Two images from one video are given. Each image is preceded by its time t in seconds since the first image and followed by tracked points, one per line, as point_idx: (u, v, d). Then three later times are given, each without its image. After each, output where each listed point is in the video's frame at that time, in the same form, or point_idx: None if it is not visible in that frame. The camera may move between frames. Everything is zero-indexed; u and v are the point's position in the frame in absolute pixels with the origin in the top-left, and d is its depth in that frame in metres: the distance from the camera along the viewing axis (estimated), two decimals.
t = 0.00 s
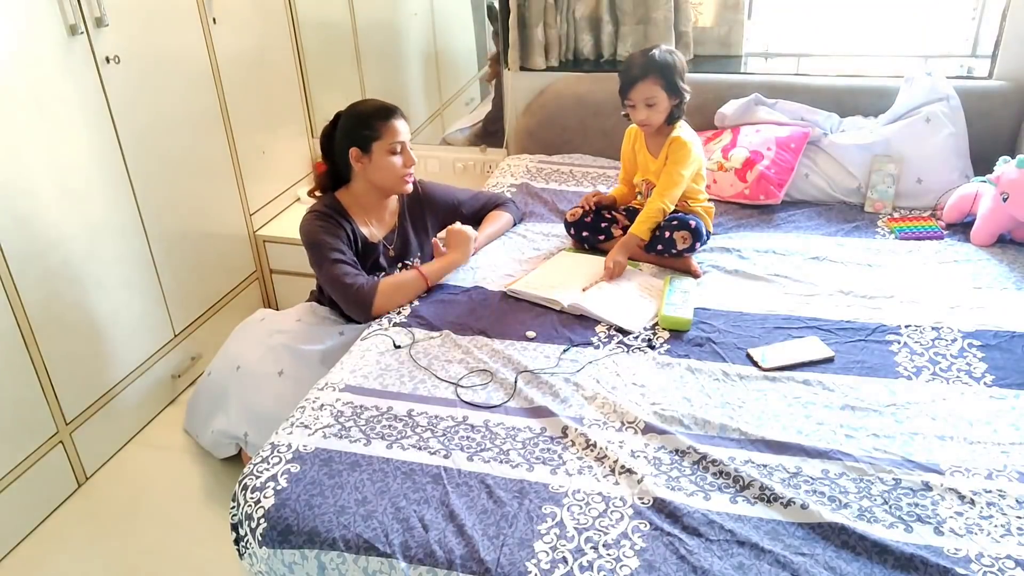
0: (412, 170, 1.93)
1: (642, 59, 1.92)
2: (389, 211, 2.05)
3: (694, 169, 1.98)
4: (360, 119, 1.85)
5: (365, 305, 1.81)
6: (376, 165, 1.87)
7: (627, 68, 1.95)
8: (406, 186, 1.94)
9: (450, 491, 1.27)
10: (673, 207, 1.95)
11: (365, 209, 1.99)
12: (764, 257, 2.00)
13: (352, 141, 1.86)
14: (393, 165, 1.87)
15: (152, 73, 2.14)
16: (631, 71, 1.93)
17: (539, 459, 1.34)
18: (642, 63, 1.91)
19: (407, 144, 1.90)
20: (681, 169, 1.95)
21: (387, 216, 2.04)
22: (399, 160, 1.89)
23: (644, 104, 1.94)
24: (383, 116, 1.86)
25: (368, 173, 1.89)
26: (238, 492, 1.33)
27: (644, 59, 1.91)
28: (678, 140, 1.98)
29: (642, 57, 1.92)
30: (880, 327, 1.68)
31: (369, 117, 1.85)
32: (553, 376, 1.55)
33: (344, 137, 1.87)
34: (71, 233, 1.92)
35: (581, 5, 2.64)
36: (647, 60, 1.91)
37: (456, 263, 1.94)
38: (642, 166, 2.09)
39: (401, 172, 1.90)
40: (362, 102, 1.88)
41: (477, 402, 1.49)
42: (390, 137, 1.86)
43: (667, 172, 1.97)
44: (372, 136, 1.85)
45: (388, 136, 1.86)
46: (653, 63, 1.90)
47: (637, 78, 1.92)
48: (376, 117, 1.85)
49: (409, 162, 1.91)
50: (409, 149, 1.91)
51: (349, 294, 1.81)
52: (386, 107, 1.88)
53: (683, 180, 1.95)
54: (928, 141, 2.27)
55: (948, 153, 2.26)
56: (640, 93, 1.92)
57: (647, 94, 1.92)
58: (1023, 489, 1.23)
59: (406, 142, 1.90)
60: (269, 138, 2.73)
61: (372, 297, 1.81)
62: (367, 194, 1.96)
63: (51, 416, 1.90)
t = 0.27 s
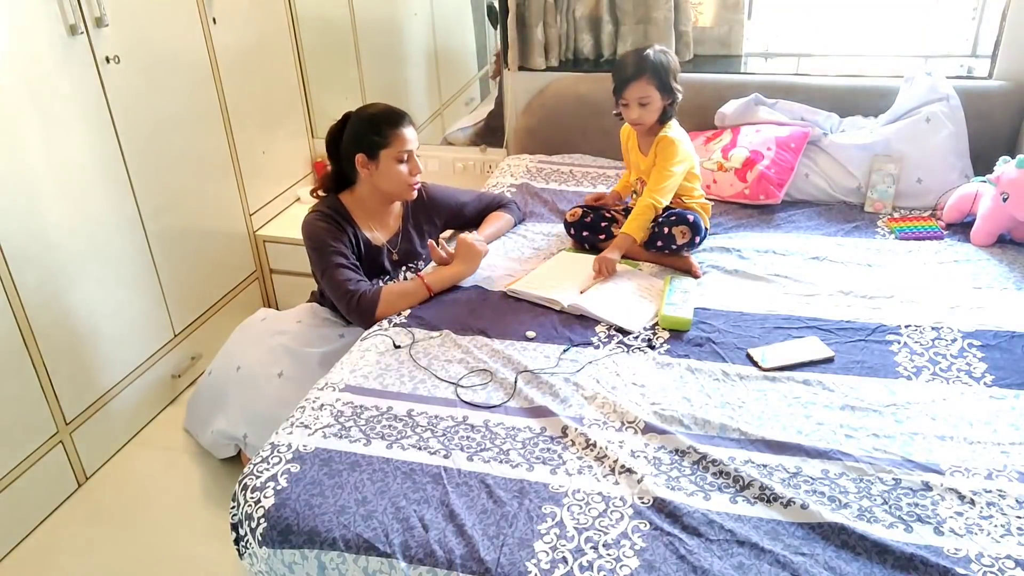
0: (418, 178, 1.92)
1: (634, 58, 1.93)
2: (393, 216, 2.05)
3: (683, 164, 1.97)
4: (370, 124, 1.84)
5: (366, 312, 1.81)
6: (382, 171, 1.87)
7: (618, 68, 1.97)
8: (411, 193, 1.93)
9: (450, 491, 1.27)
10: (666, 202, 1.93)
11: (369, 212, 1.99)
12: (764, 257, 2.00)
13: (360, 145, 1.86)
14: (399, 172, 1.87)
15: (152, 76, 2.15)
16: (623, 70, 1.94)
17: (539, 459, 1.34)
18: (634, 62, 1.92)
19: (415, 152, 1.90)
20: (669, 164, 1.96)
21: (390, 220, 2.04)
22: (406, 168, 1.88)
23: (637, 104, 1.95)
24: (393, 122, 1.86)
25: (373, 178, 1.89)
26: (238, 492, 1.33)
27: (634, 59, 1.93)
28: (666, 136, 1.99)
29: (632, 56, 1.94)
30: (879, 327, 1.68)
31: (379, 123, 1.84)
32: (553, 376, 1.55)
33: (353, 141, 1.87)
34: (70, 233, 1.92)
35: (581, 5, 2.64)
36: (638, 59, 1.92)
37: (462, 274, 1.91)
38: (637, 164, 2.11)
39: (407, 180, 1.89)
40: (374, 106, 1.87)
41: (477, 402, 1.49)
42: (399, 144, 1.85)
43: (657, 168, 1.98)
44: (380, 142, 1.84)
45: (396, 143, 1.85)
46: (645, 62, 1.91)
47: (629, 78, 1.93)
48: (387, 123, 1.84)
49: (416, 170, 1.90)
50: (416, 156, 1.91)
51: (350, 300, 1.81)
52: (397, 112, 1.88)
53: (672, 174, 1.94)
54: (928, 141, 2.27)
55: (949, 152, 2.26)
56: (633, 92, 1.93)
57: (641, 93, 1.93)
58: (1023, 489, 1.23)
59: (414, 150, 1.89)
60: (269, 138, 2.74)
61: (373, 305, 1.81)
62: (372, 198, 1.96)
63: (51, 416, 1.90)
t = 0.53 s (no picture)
0: (418, 179, 1.92)
1: (629, 56, 1.96)
2: (393, 215, 2.04)
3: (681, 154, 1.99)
4: (371, 123, 1.84)
5: (363, 311, 1.82)
6: (382, 170, 1.87)
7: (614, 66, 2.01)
8: (411, 194, 1.93)
9: (451, 491, 1.27)
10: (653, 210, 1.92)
11: (369, 211, 1.99)
12: (764, 257, 2.00)
13: (361, 144, 1.86)
14: (398, 173, 1.87)
15: (151, 76, 2.15)
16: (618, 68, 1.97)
17: (539, 459, 1.34)
18: (629, 60, 1.95)
19: (415, 153, 1.90)
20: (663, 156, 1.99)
21: (390, 220, 2.04)
22: (406, 168, 1.88)
23: (632, 101, 1.99)
24: (395, 122, 1.85)
25: (374, 177, 1.89)
26: (238, 492, 1.33)
27: (629, 56, 1.96)
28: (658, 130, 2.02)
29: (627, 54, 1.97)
30: (879, 327, 1.68)
31: (381, 122, 1.84)
32: (553, 376, 1.55)
33: (354, 140, 1.87)
34: (70, 233, 1.92)
35: (581, 5, 2.65)
36: (633, 57, 1.95)
37: (461, 276, 1.90)
38: (631, 161, 2.14)
39: (407, 181, 1.89)
40: (376, 106, 1.87)
41: (477, 402, 1.49)
42: (399, 144, 1.85)
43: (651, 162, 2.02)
44: (381, 141, 1.84)
45: (397, 143, 1.85)
46: (641, 60, 1.94)
47: (624, 76, 1.97)
48: (388, 123, 1.84)
49: (416, 171, 1.90)
50: (417, 157, 1.90)
51: (348, 299, 1.82)
52: (399, 112, 1.88)
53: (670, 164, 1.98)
54: (928, 141, 2.27)
55: (949, 152, 2.26)
56: (629, 90, 1.97)
57: (635, 91, 1.97)
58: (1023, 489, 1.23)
59: (415, 151, 1.89)
60: (269, 138, 2.74)
61: (371, 305, 1.81)
62: (372, 197, 1.96)
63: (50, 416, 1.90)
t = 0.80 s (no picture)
0: (417, 177, 1.92)
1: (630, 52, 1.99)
2: (392, 214, 2.04)
3: (705, 130, 2.10)
4: (370, 121, 1.84)
5: (362, 310, 1.82)
6: (381, 168, 1.87)
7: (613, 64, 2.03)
8: (410, 193, 1.93)
9: (451, 491, 1.27)
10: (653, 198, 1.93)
11: (368, 210, 1.99)
12: (764, 257, 2.00)
13: (361, 142, 1.86)
14: (397, 171, 1.87)
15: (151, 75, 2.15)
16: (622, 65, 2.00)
17: (539, 459, 1.34)
18: (631, 56, 1.98)
19: (415, 151, 1.90)
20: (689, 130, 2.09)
21: (390, 218, 2.03)
22: (405, 166, 1.88)
23: (641, 94, 2.02)
24: (394, 121, 1.86)
25: (373, 175, 1.89)
26: (238, 492, 1.33)
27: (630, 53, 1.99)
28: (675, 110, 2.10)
29: (627, 49, 1.99)
30: (879, 327, 1.68)
31: (380, 120, 1.84)
32: (553, 376, 1.55)
33: (353, 137, 1.87)
34: (70, 234, 1.92)
35: (581, 5, 2.64)
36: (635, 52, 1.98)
37: (461, 276, 1.91)
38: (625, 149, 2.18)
39: (406, 179, 1.89)
40: (375, 104, 1.88)
41: (477, 402, 1.49)
42: (398, 142, 1.85)
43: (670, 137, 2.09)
44: (380, 139, 1.84)
45: (396, 142, 1.85)
46: (644, 55, 1.97)
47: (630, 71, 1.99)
48: (387, 121, 1.84)
49: (415, 170, 1.90)
50: (416, 155, 1.90)
51: (347, 298, 1.82)
52: (400, 110, 1.88)
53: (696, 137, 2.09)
54: (928, 140, 2.27)
55: (949, 152, 2.25)
56: (635, 85, 2.00)
57: (644, 85, 2.00)
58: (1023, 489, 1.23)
59: (414, 149, 1.89)
60: (269, 138, 2.74)
61: (369, 303, 1.81)
62: (371, 195, 1.96)
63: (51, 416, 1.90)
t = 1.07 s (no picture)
0: (418, 176, 1.92)
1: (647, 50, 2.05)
2: (393, 213, 2.04)
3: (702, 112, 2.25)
4: (371, 120, 1.85)
5: (363, 310, 1.82)
6: (382, 167, 1.87)
7: (628, 63, 2.11)
8: (411, 192, 1.93)
9: (451, 491, 1.27)
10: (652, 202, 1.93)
11: (369, 210, 1.99)
12: (764, 257, 2.00)
13: (362, 141, 1.86)
14: (398, 169, 1.87)
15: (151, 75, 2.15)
16: (642, 64, 2.07)
17: (539, 459, 1.34)
18: (648, 56, 2.05)
19: (416, 150, 1.90)
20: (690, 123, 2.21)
21: (391, 218, 2.03)
22: (407, 165, 1.88)
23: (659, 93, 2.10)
24: (395, 120, 1.86)
25: (374, 174, 1.89)
26: (238, 492, 1.33)
27: (647, 52, 2.05)
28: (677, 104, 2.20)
29: (643, 49, 2.06)
30: (879, 327, 1.68)
31: (381, 119, 1.85)
32: (553, 377, 1.56)
33: (354, 136, 1.87)
34: (71, 234, 1.92)
35: (581, 5, 2.64)
36: (651, 51, 2.05)
37: (461, 274, 1.91)
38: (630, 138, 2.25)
39: (407, 178, 1.89)
40: (376, 104, 1.88)
41: (477, 402, 1.49)
42: (399, 142, 1.85)
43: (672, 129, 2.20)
44: (381, 138, 1.85)
45: (397, 140, 1.85)
46: (660, 55, 2.04)
47: (648, 71, 2.07)
48: (389, 120, 1.85)
49: (416, 169, 1.90)
50: (417, 155, 1.91)
51: (347, 298, 1.82)
52: (401, 110, 1.88)
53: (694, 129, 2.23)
54: (928, 140, 2.27)
55: (949, 152, 2.25)
56: (652, 84, 2.08)
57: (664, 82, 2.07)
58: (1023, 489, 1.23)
59: (416, 148, 1.89)
60: (269, 138, 2.74)
61: (369, 304, 1.81)
62: (372, 195, 1.96)
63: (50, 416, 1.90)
